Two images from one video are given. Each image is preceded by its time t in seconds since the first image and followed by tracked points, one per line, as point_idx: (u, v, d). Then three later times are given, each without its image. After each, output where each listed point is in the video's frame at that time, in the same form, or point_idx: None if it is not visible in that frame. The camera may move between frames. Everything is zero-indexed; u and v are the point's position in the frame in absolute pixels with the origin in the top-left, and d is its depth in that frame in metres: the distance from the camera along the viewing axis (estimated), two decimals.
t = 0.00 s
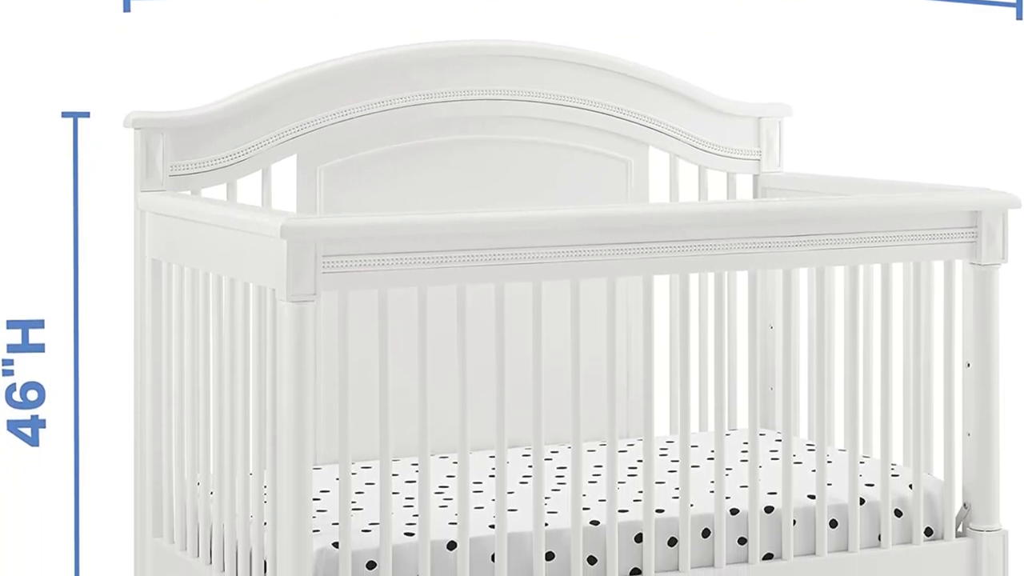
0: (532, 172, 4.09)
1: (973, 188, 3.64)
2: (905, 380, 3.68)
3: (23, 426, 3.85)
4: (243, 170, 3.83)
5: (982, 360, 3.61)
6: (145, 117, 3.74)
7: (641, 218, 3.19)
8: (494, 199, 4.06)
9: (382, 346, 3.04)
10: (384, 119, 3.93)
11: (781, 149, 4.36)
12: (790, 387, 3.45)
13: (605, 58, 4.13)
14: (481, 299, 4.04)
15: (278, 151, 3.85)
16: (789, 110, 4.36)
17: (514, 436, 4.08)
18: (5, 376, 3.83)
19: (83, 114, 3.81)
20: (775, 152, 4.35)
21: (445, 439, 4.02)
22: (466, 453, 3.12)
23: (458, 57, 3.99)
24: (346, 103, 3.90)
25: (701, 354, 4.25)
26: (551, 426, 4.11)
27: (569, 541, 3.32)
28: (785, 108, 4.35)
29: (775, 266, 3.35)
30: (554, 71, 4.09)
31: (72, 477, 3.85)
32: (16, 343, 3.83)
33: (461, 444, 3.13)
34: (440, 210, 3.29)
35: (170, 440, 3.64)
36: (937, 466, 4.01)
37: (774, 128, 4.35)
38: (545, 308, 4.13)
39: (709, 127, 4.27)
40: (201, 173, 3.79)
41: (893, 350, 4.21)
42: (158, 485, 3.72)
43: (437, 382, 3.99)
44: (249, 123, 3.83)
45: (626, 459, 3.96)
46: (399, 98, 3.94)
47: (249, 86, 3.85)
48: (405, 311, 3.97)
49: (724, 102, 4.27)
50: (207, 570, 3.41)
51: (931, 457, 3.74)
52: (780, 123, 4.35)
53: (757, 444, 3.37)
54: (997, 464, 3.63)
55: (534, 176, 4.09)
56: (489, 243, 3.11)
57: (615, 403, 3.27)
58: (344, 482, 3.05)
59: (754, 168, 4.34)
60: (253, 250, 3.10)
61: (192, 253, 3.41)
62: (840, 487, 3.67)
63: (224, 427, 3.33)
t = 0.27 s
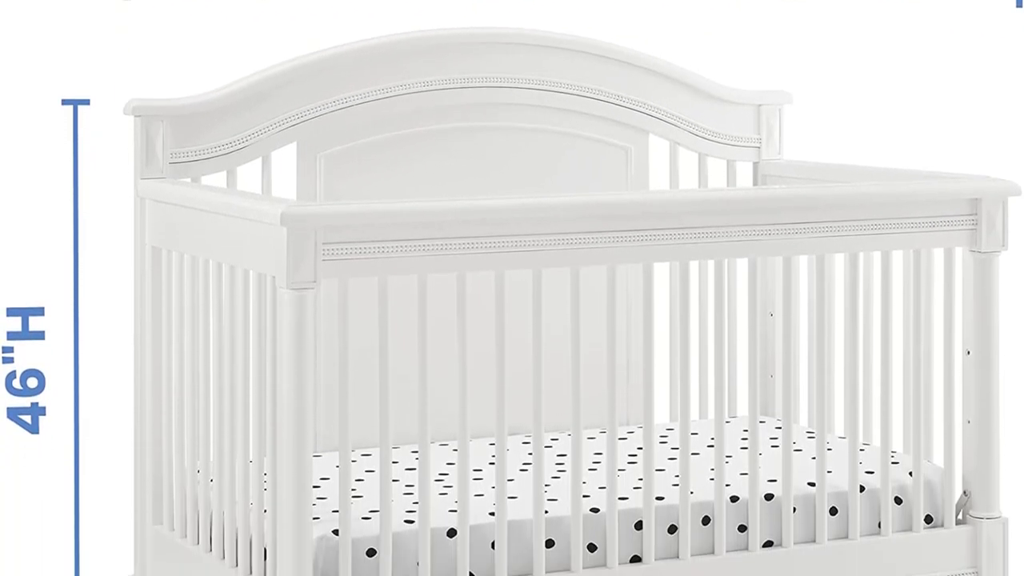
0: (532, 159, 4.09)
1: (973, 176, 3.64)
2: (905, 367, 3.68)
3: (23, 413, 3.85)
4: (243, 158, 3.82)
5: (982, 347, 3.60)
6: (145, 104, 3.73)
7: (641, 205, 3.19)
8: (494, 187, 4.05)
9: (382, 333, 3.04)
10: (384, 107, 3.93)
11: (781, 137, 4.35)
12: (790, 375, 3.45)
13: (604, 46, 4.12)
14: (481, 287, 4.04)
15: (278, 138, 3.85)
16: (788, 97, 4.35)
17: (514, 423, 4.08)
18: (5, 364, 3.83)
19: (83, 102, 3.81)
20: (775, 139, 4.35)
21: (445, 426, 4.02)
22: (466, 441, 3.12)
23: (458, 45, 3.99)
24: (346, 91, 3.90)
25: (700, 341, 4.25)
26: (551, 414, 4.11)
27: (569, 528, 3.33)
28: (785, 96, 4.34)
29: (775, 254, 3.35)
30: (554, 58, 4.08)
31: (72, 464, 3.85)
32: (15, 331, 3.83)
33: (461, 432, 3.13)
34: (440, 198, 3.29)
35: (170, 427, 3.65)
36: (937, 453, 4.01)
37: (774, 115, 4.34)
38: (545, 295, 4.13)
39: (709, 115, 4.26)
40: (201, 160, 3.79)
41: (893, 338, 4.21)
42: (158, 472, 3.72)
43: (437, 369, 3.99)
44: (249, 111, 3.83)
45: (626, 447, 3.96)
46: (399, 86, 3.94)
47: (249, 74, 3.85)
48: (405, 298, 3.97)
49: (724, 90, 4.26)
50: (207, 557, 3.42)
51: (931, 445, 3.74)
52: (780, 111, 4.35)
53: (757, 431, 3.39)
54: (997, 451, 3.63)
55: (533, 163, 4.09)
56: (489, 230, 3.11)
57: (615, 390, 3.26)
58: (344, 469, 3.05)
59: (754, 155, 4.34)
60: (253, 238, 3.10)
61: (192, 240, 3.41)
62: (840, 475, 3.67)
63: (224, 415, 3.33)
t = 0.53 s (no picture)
0: (532, 146, 4.08)
1: (973, 162, 3.64)
2: (905, 354, 3.68)
3: (23, 400, 3.86)
4: (243, 144, 3.82)
5: (982, 334, 3.61)
6: (145, 91, 3.73)
7: (642, 192, 3.20)
8: (494, 173, 4.05)
9: (383, 320, 3.04)
10: (384, 94, 3.92)
11: (781, 123, 4.35)
12: (790, 361, 3.45)
13: (604, 33, 4.11)
14: (481, 273, 4.03)
15: (278, 125, 3.85)
16: (788, 84, 4.35)
17: (514, 410, 4.08)
18: (5, 350, 3.83)
19: (83, 89, 3.80)
20: (775, 126, 4.34)
21: (445, 413, 4.02)
22: (466, 427, 3.13)
23: (458, 32, 3.98)
24: (346, 78, 3.89)
25: (700, 328, 4.25)
26: (551, 400, 4.11)
27: (569, 515, 3.33)
28: (785, 82, 4.34)
29: (775, 240, 3.36)
30: (554, 45, 4.07)
31: (72, 451, 3.85)
32: (16, 318, 3.83)
33: (461, 418, 3.14)
34: (440, 184, 3.29)
35: (170, 413, 3.65)
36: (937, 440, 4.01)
37: (774, 102, 4.34)
38: (545, 282, 4.13)
39: (709, 102, 4.26)
40: (201, 147, 3.78)
41: (893, 325, 4.19)
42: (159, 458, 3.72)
43: (437, 356, 3.99)
44: (249, 98, 3.82)
45: (626, 434, 3.96)
46: (399, 72, 3.93)
47: (249, 60, 3.84)
48: (405, 284, 3.97)
49: (724, 76, 4.26)
50: (207, 544, 3.42)
51: (931, 431, 3.73)
52: (780, 98, 4.34)
53: (757, 418, 3.40)
54: (997, 438, 3.64)
55: (533, 150, 4.09)
56: (489, 217, 3.12)
57: (615, 376, 3.27)
58: (344, 456, 3.06)
59: (754, 142, 4.33)
60: (253, 224, 3.10)
61: (192, 227, 3.40)
62: (840, 462, 3.67)
63: (224, 402, 3.33)
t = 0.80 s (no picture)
0: (532, 132, 4.08)
1: (973, 148, 3.64)
2: (905, 340, 3.68)
3: (23, 385, 3.86)
4: (243, 130, 3.81)
5: (982, 320, 3.61)
6: (144, 78, 3.72)
7: (643, 178, 3.22)
8: (494, 159, 4.05)
9: (383, 306, 3.05)
10: (384, 80, 3.92)
11: (781, 109, 4.34)
12: (790, 348, 3.45)
13: (605, 19, 4.11)
14: (481, 260, 4.02)
15: (278, 111, 3.84)
16: (789, 70, 4.34)
17: (514, 396, 4.08)
18: (4, 336, 3.83)
19: (83, 74, 3.80)
20: (775, 112, 4.34)
21: (445, 399, 4.02)
22: (466, 413, 3.15)
23: (458, 18, 3.97)
24: (346, 64, 3.89)
25: (700, 313, 4.25)
26: (551, 386, 4.11)
27: (569, 501, 3.33)
28: (785, 68, 4.33)
29: (776, 226, 3.37)
30: (554, 31, 4.07)
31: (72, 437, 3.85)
32: (16, 303, 3.83)
33: (461, 404, 3.15)
34: (439, 171, 3.29)
35: (170, 399, 3.65)
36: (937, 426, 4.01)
37: (774, 88, 4.33)
38: (545, 268, 4.12)
39: (709, 88, 4.25)
40: (201, 133, 3.77)
41: (893, 311, 4.17)
42: (159, 444, 3.72)
43: (437, 342, 3.98)
44: (249, 84, 3.82)
45: (626, 420, 3.97)
46: (399, 58, 3.93)
47: (249, 46, 3.83)
48: (405, 270, 3.96)
49: (724, 62, 4.25)
50: (207, 530, 3.42)
51: (932, 415, 3.70)
52: (780, 84, 4.34)
53: (757, 404, 3.41)
54: (997, 423, 3.64)
55: (533, 136, 4.09)
56: (490, 203, 3.14)
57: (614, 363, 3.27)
58: (344, 442, 3.07)
59: (755, 128, 4.33)
60: (253, 211, 3.11)
61: (192, 212, 3.40)
62: (840, 447, 3.68)
63: (224, 388, 3.33)
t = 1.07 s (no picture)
0: (532, 117, 4.08)
1: (973, 133, 3.65)
2: (905, 324, 3.68)
3: (23, 371, 3.85)
4: (243, 116, 3.80)
5: (982, 306, 3.61)
6: (144, 63, 3.71)
7: (643, 163, 3.22)
8: (494, 144, 4.05)
9: (383, 291, 3.07)
10: (385, 65, 3.91)
11: (781, 94, 4.34)
12: (790, 333, 3.45)
13: (605, 4, 4.10)
14: (480, 245, 4.03)
15: (278, 96, 3.83)
16: (789, 55, 4.34)
17: (514, 381, 4.08)
18: (4, 322, 3.83)
19: (83, 59, 3.79)
20: (775, 97, 4.33)
21: (445, 384, 4.02)
22: (466, 398, 3.16)
23: (458, 3, 3.96)
24: (347, 49, 3.88)
25: (700, 298, 4.24)
26: (551, 372, 4.11)
27: (569, 486, 3.33)
28: (785, 54, 4.33)
29: (775, 211, 3.38)
30: (554, 17, 4.06)
31: (72, 422, 3.85)
32: (16, 289, 3.83)
33: (461, 389, 3.16)
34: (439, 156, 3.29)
35: (170, 385, 3.65)
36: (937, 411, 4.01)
37: (774, 74, 4.33)
38: (545, 253, 4.12)
39: (709, 73, 4.25)
40: (201, 118, 3.77)
41: (893, 295, 4.20)
42: (159, 429, 3.72)
43: (437, 327, 3.98)
44: (249, 69, 3.81)
45: (626, 405, 3.97)
46: (399, 43, 3.92)
47: (250, 31, 3.82)
48: (405, 255, 3.96)
49: (724, 47, 4.25)
50: (207, 515, 3.43)
51: (931, 401, 3.72)
52: (780, 69, 4.33)
53: (757, 389, 3.41)
54: (997, 408, 3.64)
55: (533, 121, 4.09)
56: (490, 188, 3.14)
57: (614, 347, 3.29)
58: (344, 427, 3.08)
59: (754, 113, 4.32)
60: (253, 196, 3.11)
61: (192, 198, 3.40)
62: (840, 433, 3.68)
63: (224, 373, 3.33)
